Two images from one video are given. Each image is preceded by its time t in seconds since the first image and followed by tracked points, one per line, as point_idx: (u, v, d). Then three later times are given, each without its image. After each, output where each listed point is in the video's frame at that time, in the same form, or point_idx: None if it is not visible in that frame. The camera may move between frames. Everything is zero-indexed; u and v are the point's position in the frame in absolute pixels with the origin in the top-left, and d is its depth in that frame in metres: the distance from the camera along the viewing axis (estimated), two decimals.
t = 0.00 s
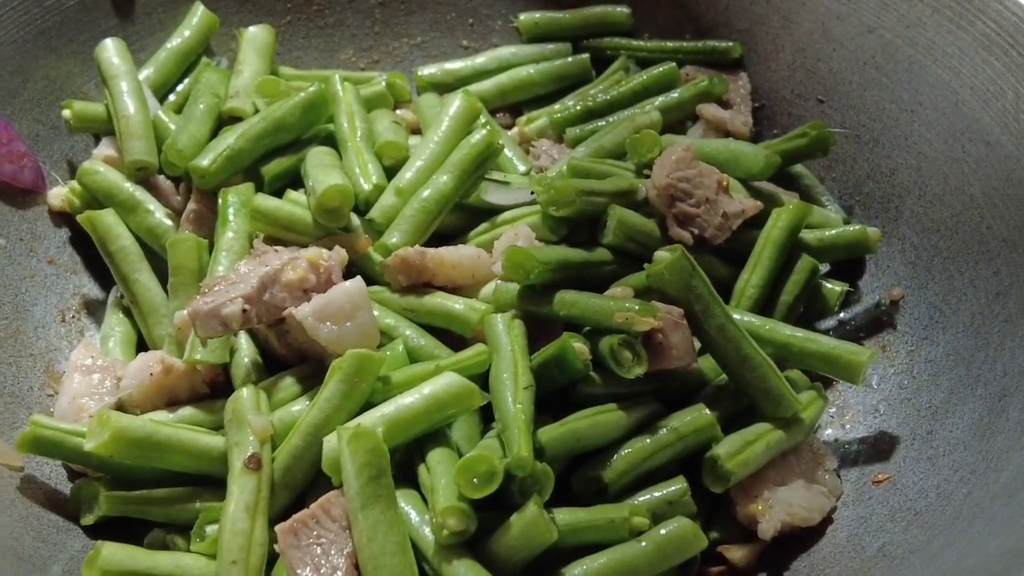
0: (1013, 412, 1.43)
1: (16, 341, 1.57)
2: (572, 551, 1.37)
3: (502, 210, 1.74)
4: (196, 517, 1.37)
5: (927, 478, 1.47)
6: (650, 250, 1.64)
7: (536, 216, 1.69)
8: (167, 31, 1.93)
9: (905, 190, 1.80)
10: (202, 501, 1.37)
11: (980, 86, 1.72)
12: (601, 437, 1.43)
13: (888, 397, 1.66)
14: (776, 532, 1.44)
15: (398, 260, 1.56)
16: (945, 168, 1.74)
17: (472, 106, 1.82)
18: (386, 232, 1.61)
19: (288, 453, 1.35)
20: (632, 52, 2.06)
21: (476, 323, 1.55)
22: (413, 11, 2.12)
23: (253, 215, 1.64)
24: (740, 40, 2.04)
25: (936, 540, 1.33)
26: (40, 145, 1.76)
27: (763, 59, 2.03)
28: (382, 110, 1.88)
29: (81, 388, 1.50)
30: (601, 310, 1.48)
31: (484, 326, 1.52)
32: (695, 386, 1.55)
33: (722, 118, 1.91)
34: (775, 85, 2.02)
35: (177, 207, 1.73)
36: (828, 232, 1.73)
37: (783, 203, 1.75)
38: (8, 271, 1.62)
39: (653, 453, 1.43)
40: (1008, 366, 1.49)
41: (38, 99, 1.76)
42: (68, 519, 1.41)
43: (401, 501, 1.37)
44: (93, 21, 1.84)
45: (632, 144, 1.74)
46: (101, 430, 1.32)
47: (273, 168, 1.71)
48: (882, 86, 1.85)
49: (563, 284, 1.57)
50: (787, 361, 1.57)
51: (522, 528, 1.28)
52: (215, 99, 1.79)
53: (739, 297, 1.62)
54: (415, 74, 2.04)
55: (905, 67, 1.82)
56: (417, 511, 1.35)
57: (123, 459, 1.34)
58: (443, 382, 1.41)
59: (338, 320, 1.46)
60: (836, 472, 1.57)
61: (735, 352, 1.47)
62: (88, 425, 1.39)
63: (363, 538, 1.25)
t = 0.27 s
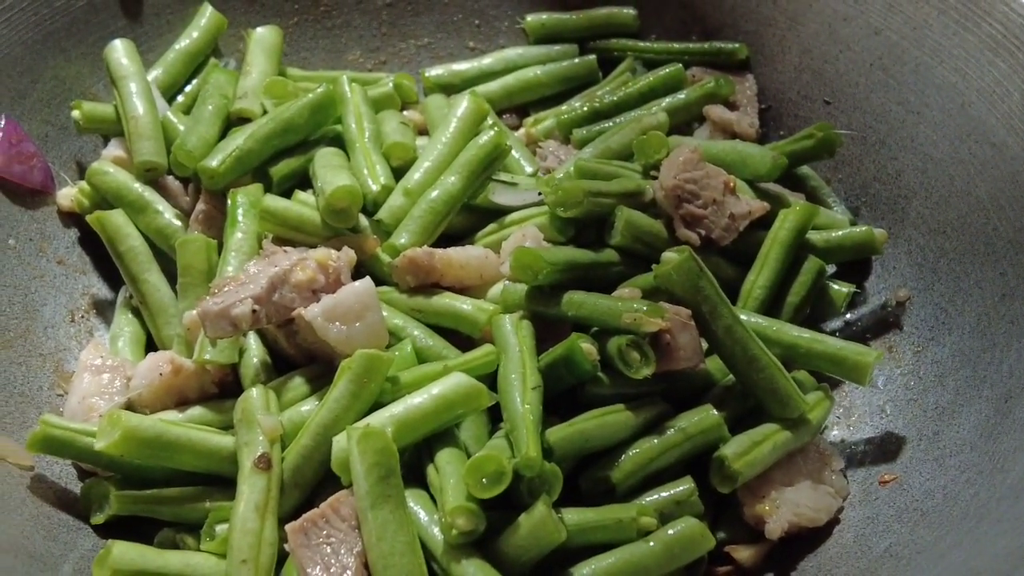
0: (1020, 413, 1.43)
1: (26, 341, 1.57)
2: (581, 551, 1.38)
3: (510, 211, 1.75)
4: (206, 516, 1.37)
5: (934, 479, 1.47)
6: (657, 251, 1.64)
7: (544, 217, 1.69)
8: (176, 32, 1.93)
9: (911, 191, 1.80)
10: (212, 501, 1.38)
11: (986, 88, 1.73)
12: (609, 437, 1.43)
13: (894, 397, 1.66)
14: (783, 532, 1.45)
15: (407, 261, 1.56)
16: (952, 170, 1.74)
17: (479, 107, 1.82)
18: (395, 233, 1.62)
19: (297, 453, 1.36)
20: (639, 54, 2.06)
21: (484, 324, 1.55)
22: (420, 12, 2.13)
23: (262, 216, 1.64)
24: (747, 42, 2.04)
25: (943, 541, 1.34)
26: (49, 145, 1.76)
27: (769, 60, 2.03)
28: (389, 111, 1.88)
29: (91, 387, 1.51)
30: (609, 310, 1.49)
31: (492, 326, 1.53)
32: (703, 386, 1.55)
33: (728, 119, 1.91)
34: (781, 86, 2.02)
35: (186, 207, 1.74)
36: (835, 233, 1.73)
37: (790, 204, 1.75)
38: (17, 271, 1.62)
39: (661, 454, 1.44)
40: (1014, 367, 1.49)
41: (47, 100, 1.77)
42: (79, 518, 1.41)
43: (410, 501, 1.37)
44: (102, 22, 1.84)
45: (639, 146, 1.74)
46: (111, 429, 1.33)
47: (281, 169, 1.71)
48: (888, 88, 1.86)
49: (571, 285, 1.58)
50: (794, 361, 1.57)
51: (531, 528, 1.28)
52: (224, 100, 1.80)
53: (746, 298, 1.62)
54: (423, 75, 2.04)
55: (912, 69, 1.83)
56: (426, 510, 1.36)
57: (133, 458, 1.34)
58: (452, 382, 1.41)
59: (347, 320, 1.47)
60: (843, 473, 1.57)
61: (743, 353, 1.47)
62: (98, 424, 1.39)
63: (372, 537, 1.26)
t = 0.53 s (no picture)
0: (1019, 413, 1.43)
1: (27, 340, 1.58)
2: (579, 550, 1.38)
3: (511, 210, 1.75)
4: (205, 514, 1.38)
5: (933, 479, 1.47)
6: (657, 251, 1.65)
7: (544, 216, 1.69)
8: (177, 32, 1.94)
9: (911, 191, 1.80)
10: (212, 499, 1.38)
11: (987, 88, 1.73)
12: (608, 436, 1.44)
13: (894, 397, 1.66)
14: (782, 531, 1.45)
15: (407, 260, 1.57)
16: (952, 170, 1.74)
17: (480, 107, 1.82)
18: (395, 232, 1.62)
19: (297, 451, 1.37)
20: (639, 54, 2.06)
21: (483, 323, 1.56)
22: (421, 12, 2.13)
23: (263, 215, 1.64)
24: (748, 42, 2.04)
25: (942, 540, 1.34)
26: (51, 145, 1.77)
27: (770, 60, 2.03)
28: (390, 111, 1.89)
29: (92, 386, 1.51)
30: (608, 310, 1.49)
31: (492, 326, 1.53)
32: (702, 386, 1.55)
33: (729, 119, 1.91)
34: (782, 86, 2.02)
35: (187, 206, 1.74)
36: (835, 233, 1.73)
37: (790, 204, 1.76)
38: (18, 270, 1.63)
39: (660, 453, 1.44)
40: (1014, 367, 1.49)
41: (49, 99, 1.77)
42: (79, 516, 1.42)
43: (409, 499, 1.37)
44: (104, 22, 1.85)
45: (640, 146, 1.75)
46: (112, 428, 1.33)
47: (282, 168, 1.71)
48: (889, 88, 1.86)
49: (571, 285, 1.58)
50: (794, 361, 1.58)
51: (530, 527, 1.29)
52: (225, 99, 1.80)
53: (745, 298, 1.63)
54: (423, 75, 2.04)
55: (912, 69, 1.83)
56: (426, 509, 1.36)
57: (134, 457, 1.35)
58: (452, 381, 1.42)
59: (347, 319, 1.47)
60: (843, 472, 1.57)
61: (742, 353, 1.48)
62: (98, 423, 1.40)
63: (371, 536, 1.26)
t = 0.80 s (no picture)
0: (1014, 412, 1.43)
1: (23, 338, 1.58)
2: (574, 549, 1.38)
3: (508, 210, 1.75)
4: (201, 512, 1.38)
5: (928, 478, 1.47)
6: (653, 250, 1.65)
7: (541, 215, 1.69)
8: (175, 31, 1.94)
9: (908, 191, 1.80)
10: (208, 498, 1.38)
11: (983, 88, 1.73)
12: (603, 435, 1.44)
13: (890, 397, 1.66)
14: (777, 530, 1.45)
15: (403, 259, 1.57)
16: (948, 169, 1.75)
17: (477, 106, 1.83)
18: (392, 231, 1.62)
19: (293, 450, 1.37)
20: (637, 53, 2.06)
21: (480, 322, 1.56)
22: (419, 11, 2.13)
23: (259, 214, 1.64)
24: (745, 41, 2.05)
25: (937, 539, 1.34)
26: (48, 143, 1.77)
27: (767, 60, 2.03)
28: (388, 110, 1.89)
29: (88, 384, 1.52)
30: (605, 309, 1.49)
31: (488, 325, 1.53)
32: (698, 385, 1.55)
33: (726, 119, 1.91)
34: (779, 86, 2.02)
35: (184, 205, 1.75)
36: (831, 233, 1.73)
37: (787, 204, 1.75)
38: (16, 268, 1.63)
39: (656, 452, 1.44)
40: (1009, 367, 1.50)
41: (46, 98, 1.78)
42: (75, 514, 1.42)
43: (405, 498, 1.38)
44: (101, 21, 1.85)
45: (637, 145, 1.75)
46: (108, 426, 1.33)
47: (279, 167, 1.72)
48: (886, 88, 1.86)
49: (567, 284, 1.58)
50: (790, 360, 1.58)
51: (525, 525, 1.29)
52: (222, 98, 1.81)
53: (741, 297, 1.63)
54: (421, 75, 2.05)
55: (909, 69, 1.83)
56: (421, 508, 1.36)
57: (130, 455, 1.35)
58: (448, 379, 1.42)
59: (343, 318, 1.47)
60: (838, 472, 1.58)
61: (738, 352, 1.48)
62: (95, 421, 1.40)
63: (366, 534, 1.26)
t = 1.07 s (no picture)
0: (1010, 408, 1.44)
1: (26, 333, 1.59)
2: (573, 542, 1.39)
3: (507, 206, 1.76)
4: (202, 506, 1.39)
5: (925, 473, 1.48)
6: (652, 247, 1.66)
7: (540, 212, 1.69)
8: (176, 28, 1.95)
9: (906, 188, 1.81)
10: (209, 491, 1.39)
11: (981, 86, 1.74)
12: (602, 430, 1.45)
13: (887, 393, 1.67)
14: (774, 525, 1.46)
15: (403, 255, 1.57)
16: (946, 167, 1.75)
17: (476, 104, 1.84)
18: (391, 227, 1.63)
19: (294, 444, 1.38)
20: (636, 51, 2.07)
21: (479, 317, 1.57)
22: (419, 10, 2.14)
23: (260, 210, 1.65)
24: (744, 40, 2.06)
25: (933, 533, 1.35)
26: (50, 140, 1.78)
27: (766, 58, 2.04)
28: (388, 108, 1.90)
29: (90, 379, 1.53)
30: (603, 305, 1.50)
31: (488, 320, 1.54)
32: (696, 381, 1.56)
33: (724, 117, 1.92)
34: (778, 84, 2.03)
35: (185, 202, 1.76)
36: (829, 230, 1.74)
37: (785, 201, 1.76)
38: (18, 264, 1.64)
39: (654, 446, 1.45)
40: (1006, 363, 1.50)
41: (49, 95, 1.79)
42: (76, 508, 1.43)
43: (404, 492, 1.39)
44: (103, 18, 1.86)
45: (636, 142, 1.76)
46: (109, 420, 1.34)
47: (280, 164, 1.73)
48: (884, 86, 1.87)
49: (566, 280, 1.59)
50: (787, 356, 1.59)
51: (524, 518, 1.30)
52: (224, 95, 1.82)
53: (739, 293, 1.64)
54: (421, 72, 2.06)
55: (907, 67, 1.84)
56: (420, 501, 1.37)
57: (131, 449, 1.36)
58: (447, 374, 1.43)
59: (343, 313, 1.48)
60: (836, 467, 1.58)
61: (736, 347, 1.49)
62: (96, 415, 1.41)
63: (366, 527, 1.27)
